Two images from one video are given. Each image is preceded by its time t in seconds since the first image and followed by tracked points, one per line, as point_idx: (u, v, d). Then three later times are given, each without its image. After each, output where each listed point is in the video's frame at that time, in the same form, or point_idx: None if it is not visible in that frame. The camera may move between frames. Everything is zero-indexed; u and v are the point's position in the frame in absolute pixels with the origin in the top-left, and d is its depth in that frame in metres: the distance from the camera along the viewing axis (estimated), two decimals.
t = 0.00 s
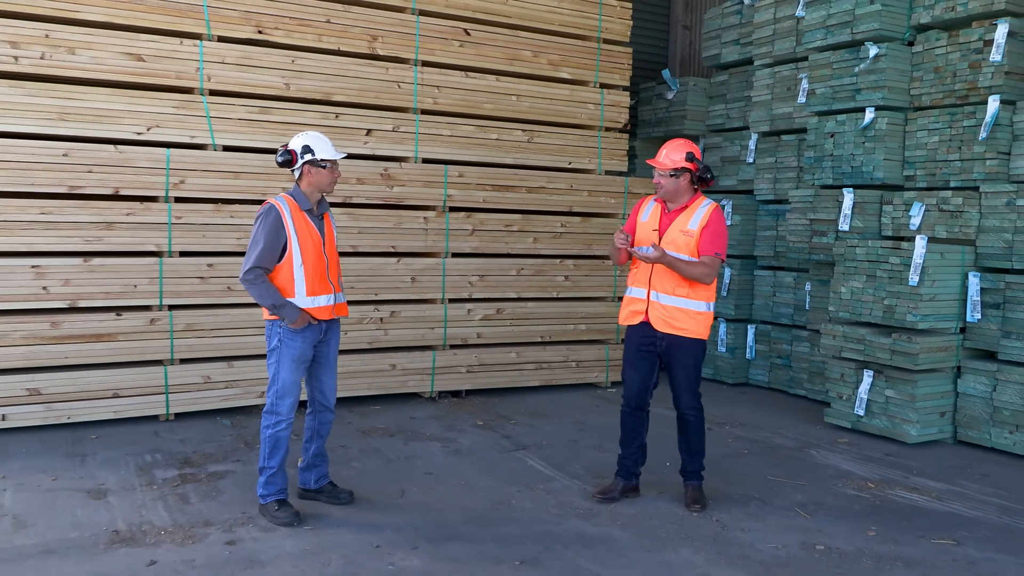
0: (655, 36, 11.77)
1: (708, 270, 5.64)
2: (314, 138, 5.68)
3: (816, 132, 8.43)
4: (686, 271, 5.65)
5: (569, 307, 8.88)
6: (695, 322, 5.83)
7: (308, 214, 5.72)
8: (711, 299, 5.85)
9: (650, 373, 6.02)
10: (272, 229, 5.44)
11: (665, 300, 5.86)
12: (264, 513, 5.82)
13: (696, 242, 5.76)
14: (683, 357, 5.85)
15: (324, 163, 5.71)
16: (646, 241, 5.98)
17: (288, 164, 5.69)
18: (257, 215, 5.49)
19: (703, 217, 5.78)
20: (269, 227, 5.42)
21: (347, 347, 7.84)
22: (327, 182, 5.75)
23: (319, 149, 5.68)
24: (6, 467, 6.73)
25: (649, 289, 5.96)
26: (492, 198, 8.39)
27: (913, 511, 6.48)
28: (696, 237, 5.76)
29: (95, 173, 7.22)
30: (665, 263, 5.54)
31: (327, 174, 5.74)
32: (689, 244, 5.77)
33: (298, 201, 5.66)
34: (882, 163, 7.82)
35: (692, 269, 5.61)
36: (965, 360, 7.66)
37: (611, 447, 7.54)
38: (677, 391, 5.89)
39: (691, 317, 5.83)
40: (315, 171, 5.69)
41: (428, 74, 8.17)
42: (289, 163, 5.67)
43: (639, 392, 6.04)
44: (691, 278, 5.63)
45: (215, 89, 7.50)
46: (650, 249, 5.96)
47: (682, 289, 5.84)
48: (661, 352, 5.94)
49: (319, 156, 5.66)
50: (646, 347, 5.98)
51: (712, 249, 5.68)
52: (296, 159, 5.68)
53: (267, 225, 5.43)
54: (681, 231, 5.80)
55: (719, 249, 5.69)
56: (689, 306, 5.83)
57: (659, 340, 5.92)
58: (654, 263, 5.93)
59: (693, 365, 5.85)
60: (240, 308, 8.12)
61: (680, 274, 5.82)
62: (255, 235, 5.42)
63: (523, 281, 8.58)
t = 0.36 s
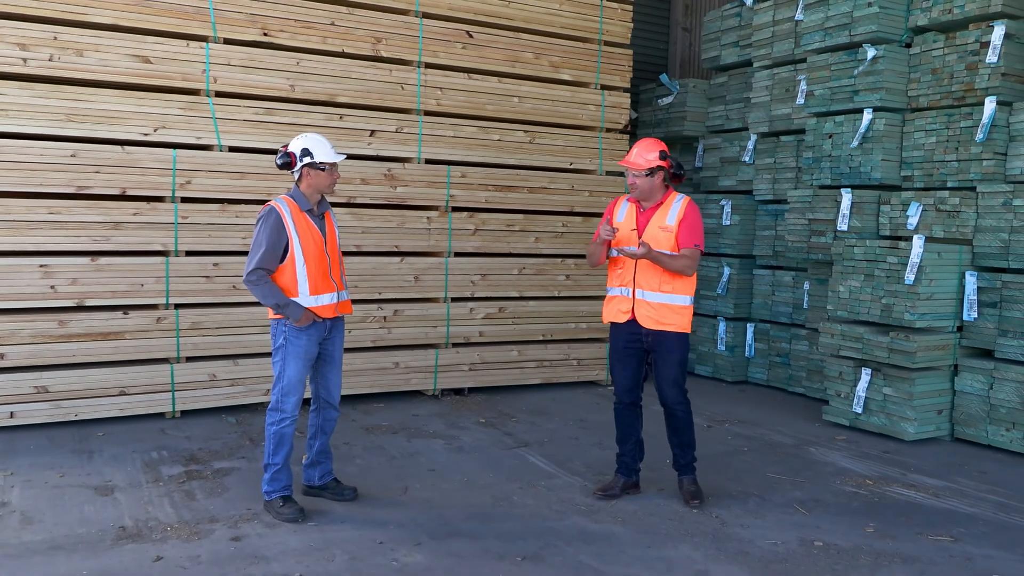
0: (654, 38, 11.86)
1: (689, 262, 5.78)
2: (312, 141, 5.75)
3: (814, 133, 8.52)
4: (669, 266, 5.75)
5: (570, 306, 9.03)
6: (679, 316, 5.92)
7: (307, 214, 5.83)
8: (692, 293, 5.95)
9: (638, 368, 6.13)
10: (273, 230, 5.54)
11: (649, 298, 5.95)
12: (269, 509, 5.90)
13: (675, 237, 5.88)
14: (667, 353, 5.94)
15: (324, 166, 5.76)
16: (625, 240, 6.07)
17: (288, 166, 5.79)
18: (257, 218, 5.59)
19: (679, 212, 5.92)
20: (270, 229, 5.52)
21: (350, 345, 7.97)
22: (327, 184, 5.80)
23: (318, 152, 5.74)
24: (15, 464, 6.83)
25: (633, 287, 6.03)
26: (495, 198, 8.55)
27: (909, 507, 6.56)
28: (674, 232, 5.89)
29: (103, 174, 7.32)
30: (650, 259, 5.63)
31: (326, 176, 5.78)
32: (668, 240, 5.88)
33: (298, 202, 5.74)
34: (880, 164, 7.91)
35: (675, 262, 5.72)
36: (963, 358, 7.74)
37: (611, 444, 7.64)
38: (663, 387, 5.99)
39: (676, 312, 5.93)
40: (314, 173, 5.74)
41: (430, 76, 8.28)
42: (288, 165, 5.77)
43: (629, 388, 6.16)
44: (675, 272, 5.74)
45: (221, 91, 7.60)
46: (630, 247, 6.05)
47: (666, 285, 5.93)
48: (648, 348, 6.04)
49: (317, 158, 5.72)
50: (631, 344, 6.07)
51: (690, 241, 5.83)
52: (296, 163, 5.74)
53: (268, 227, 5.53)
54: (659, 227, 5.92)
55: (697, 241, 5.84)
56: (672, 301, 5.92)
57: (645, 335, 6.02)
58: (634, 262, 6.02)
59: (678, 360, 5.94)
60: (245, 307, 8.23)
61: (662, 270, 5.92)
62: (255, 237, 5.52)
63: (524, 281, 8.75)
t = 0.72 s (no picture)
0: (653, 38, 11.87)
1: (688, 257, 5.79)
2: (311, 140, 5.75)
3: (814, 133, 8.52)
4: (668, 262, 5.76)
5: (569, 305, 9.03)
6: (683, 312, 5.92)
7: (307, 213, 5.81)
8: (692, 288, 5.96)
9: (641, 368, 6.12)
10: (271, 230, 5.54)
11: (652, 297, 5.94)
12: (269, 508, 5.89)
13: (672, 234, 5.89)
14: (670, 351, 5.94)
15: (322, 166, 5.75)
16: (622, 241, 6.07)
17: (286, 167, 5.77)
18: (256, 217, 5.59)
19: (674, 208, 5.93)
20: (267, 229, 5.51)
21: (350, 345, 7.97)
22: (325, 184, 5.79)
23: (316, 152, 5.73)
24: (14, 463, 6.83)
25: (635, 288, 6.02)
26: (494, 198, 8.56)
27: (908, 506, 6.56)
28: (670, 229, 5.90)
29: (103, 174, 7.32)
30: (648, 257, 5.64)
31: (324, 176, 5.77)
32: (666, 237, 5.90)
33: (296, 201, 5.74)
34: (879, 164, 7.92)
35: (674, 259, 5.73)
36: (962, 357, 7.74)
37: (611, 443, 7.64)
38: (665, 385, 5.98)
39: (680, 309, 5.92)
40: (312, 173, 5.74)
41: (430, 76, 8.28)
42: (287, 166, 5.75)
43: (631, 388, 6.16)
44: (674, 268, 5.75)
45: (221, 91, 7.60)
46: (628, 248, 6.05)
47: (667, 283, 5.92)
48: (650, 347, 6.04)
49: (315, 159, 5.71)
50: (634, 343, 6.07)
51: (688, 236, 5.85)
52: (294, 162, 5.73)
53: (266, 226, 5.52)
54: (655, 226, 5.93)
55: (694, 236, 5.86)
56: (675, 299, 5.92)
57: (648, 334, 6.02)
58: (634, 262, 6.01)
59: (680, 359, 5.94)
60: (245, 307, 8.23)
61: (661, 268, 5.92)
62: (253, 237, 5.52)
63: (524, 281, 8.76)
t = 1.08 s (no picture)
0: (654, 40, 11.88)
1: (699, 262, 5.79)
2: (312, 142, 5.74)
3: (813, 134, 8.52)
4: (679, 268, 5.76)
5: (569, 307, 9.04)
6: (691, 316, 5.93)
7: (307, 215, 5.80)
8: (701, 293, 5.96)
9: (646, 369, 6.11)
10: (269, 231, 5.54)
11: (661, 301, 5.94)
12: (268, 510, 5.89)
13: (682, 239, 5.88)
14: (676, 353, 5.93)
15: (321, 167, 5.74)
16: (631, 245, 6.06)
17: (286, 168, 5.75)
18: (255, 218, 5.59)
19: (684, 213, 5.92)
20: (266, 230, 5.51)
21: (350, 346, 7.98)
22: (325, 185, 5.78)
23: (317, 153, 5.72)
24: (14, 465, 6.82)
25: (643, 292, 6.02)
26: (494, 200, 8.57)
27: (909, 507, 6.55)
28: (680, 234, 5.89)
29: (102, 175, 7.32)
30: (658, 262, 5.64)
31: (324, 178, 5.76)
32: (676, 242, 5.88)
33: (296, 203, 5.74)
34: (879, 165, 7.92)
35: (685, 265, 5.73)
36: (962, 359, 7.73)
37: (611, 445, 7.63)
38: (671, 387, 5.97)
39: (688, 313, 5.92)
40: (312, 174, 5.73)
41: (430, 78, 8.29)
42: (287, 167, 5.73)
43: (635, 390, 6.15)
44: (685, 274, 5.75)
45: (221, 92, 7.61)
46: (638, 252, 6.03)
47: (676, 288, 5.92)
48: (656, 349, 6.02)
49: (315, 160, 5.70)
50: (640, 345, 6.06)
51: (698, 241, 5.84)
52: (294, 163, 5.72)
53: (264, 227, 5.52)
54: (666, 231, 5.92)
55: (705, 241, 5.85)
56: (684, 303, 5.92)
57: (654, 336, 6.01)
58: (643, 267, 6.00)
59: (687, 360, 5.92)
60: (245, 308, 8.23)
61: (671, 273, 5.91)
62: (252, 238, 5.52)
63: (524, 283, 8.76)
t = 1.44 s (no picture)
0: (653, 42, 11.89)
1: (701, 263, 5.79)
2: (310, 144, 5.75)
3: (812, 137, 8.52)
4: (682, 268, 5.76)
5: (568, 309, 9.05)
6: (692, 318, 5.92)
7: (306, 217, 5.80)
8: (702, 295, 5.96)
9: (645, 372, 6.11)
10: (269, 233, 5.54)
11: (662, 302, 5.94)
12: (267, 513, 5.89)
13: (685, 240, 5.88)
14: (676, 356, 5.93)
15: (320, 169, 5.75)
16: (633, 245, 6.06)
17: (285, 170, 5.74)
18: (256, 221, 5.60)
19: (687, 214, 5.92)
20: (266, 232, 5.51)
21: (349, 349, 7.98)
22: (324, 188, 5.78)
23: (315, 155, 5.73)
24: (12, 468, 6.81)
25: (644, 292, 6.02)
26: (493, 202, 8.57)
27: (908, 509, 6.55)
28: (683, 234, 5.89)
29: (102, 178, 7.32)
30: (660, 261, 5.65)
31: (323, 180, 5.76)
32: (678, 242, 5.88)
33: (295, 206, 5.74)
34: (877, 168, 7.92)
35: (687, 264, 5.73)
36: (961, 361, 7.74)
37: (610, 447, 7.64)
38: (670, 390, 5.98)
39: (688, 314, 5.92)
40: (310, 177, 5.73)
41: (429, 80, 8.30)
42: (286, 170, 5.73)
43: (634, 393, 6.15)
44: (687, 274, 5.75)
45: (220, 95, 7.61)
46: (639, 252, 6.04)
47: (678, 289, 5.92)
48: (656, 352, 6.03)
49: (314, 162, 5.72)
50: (640, 347, 6.06)
51: (700, 242, 5.84)
52: (292, 166, 5.73)
53: (264, 229, 5.52)
54: (668, 231, 5.92)
55: (708, 242, 5.85)
56: (685, 304, 5.92)
57: (654, 339, 6.01)
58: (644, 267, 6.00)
59: (687, 363, 5.93)
60: (244, 311, 8.24)
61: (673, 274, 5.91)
62: (252, 240, 5.52)
63: (523, 285, 8.77)
